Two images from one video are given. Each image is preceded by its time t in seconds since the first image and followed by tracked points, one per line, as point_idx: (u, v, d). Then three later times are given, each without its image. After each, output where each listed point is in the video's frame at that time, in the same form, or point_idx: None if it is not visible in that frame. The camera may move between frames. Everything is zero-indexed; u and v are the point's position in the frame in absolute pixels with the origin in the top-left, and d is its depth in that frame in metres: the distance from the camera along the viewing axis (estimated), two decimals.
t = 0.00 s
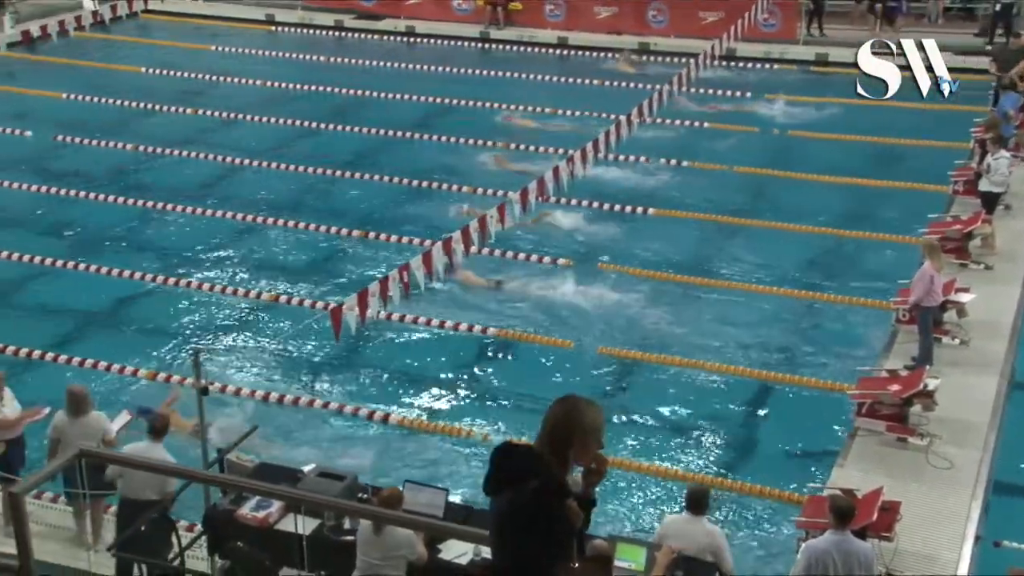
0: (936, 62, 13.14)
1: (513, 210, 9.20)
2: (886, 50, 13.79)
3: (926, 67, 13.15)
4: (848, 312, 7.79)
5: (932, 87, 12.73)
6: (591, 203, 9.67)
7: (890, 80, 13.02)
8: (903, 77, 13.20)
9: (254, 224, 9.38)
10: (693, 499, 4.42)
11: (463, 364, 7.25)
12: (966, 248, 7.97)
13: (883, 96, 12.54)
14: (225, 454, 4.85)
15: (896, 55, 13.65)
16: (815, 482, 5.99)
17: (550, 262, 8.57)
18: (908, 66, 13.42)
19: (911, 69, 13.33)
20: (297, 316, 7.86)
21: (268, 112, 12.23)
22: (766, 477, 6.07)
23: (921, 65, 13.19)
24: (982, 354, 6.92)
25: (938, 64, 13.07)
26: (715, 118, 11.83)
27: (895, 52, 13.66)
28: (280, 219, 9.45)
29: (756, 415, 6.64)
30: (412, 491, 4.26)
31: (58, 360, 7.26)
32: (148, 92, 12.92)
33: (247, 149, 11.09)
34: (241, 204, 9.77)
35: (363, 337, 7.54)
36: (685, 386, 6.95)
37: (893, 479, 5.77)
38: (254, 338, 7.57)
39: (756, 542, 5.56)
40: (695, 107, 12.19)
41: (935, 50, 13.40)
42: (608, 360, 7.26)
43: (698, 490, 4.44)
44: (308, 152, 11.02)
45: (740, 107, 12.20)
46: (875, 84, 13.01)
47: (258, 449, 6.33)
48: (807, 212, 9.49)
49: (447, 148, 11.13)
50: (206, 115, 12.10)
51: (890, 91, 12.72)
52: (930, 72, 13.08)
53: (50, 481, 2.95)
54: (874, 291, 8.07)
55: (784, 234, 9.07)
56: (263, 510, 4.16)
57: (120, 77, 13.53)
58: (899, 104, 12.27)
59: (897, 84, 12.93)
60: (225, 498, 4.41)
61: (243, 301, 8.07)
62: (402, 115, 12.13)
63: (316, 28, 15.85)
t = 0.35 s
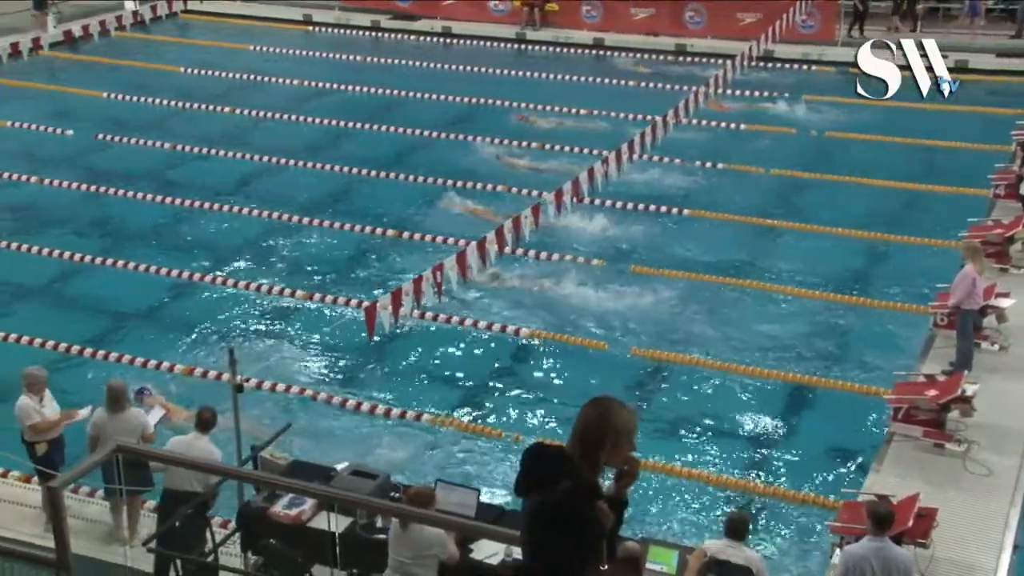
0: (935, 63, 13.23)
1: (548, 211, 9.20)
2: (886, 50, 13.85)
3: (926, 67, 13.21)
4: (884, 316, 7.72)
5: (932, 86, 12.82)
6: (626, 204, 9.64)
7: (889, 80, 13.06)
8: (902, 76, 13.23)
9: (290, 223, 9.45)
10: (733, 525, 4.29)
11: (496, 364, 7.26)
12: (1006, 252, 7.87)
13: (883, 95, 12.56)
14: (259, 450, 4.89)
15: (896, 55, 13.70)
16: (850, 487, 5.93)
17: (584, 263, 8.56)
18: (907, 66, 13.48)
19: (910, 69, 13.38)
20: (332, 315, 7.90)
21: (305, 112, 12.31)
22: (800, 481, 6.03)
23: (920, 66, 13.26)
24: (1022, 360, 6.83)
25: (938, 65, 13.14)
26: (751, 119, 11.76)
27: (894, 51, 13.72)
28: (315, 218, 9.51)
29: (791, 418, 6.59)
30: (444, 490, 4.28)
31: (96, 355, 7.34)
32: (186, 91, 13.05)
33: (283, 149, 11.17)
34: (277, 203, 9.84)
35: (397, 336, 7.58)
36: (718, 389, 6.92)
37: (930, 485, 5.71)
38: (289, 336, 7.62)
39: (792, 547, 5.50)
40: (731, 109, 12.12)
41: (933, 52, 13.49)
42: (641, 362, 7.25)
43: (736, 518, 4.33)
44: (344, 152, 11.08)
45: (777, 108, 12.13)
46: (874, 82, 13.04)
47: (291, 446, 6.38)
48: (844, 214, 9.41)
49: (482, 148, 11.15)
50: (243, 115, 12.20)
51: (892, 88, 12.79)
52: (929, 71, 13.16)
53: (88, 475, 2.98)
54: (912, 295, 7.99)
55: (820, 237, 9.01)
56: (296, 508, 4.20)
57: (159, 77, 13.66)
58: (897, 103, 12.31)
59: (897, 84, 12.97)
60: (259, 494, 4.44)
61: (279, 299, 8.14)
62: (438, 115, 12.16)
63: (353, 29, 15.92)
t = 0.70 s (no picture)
0: (935, 64, 13.27)
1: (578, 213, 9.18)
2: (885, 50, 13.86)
3: (926, 67, 13.22)
4: (917, 320, 7.65)
5: (932, 86, 12.84)
6: (656, 206, 9.62)
7: (888, 80, 13.05)
8: (903, 76, 13.23)
9: (321, 222, 9.50)
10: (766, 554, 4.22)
11: (525, 365, 7.26)
12: None
13: (883, 95, 12.54)
14: (288, 449, 4.92)
15: (895, 55, 13.72)
16: (881, 492, 5.88)
17: (613, 264, 8.55)
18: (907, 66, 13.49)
19: (910, 69, 13.39)
20: (361, 315, 7.93)
21: (336, 112, 12.37)
22: (830, 485, 5.98)
23: (920, 67, 13.28)
24: None
25: (938, 66, 13.16)
26: (783, 121, 11.69)
27: (894, 52, 13.73)
28: (345, 218, 9.56)
29: (821, 422, 6.54)
30: (473, 490, 4.29)
31: (129, 352, 7.41)
32: (219, 91, 13.16)
33: (314, 148, 11.23)
34: (308, 203, 9.90)
35: (426, 335, 7.59)
36: (748, 392, 6.88)
37: (962, 491, 5.65)
38: (319, 335, 7.66)
39: (821, 551, 5.46)
40: (763, 111, 12.06)
41: (932, 52, 13.51)
42: (671, 364, 7.22)
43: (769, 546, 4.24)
44: (374, 152, 11.11)
45: (809, 110, 12.05)
46: (874, 83, 13.04)
47: (321, 445, 6.41)
48: (876, 217, 9.34)
49: (512, 149, 11.15)
50: (275, 115, 12.27)
51: (892, 86, 12.81)
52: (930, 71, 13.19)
53: (120, 471, 3.02)
54: (945, 299, 7.91)
55: (852, 240, 8.94)
56: (325, 506, 4.21)
57: (193, 77, 13.78)
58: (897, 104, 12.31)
59: (897, 84, 12.96)
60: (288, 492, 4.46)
61: (309, 298, 8.18)
62: (468, 116, 12.18)
63: (385, 29, 15.98)
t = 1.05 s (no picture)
0: (936, 63, 13.28)
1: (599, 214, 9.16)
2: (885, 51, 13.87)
3: (926, 67, 13.24)
4: (939, 323, 7.60)
5: (932, 86, 12.84)
6: (678, 207, 9.59)
7: (888, 80, 13.04)
8: (902, 76, 13.21)
9: (342, 222, 9.52)
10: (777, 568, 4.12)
11: (544, 366, 7.25)
12: None
13: (883, 96, 12.55)
14: (309, 447, 4.94)
15: (895, 55, 13.73)
16: (903, 495, 5.84)
17: (634, 265, 8.53)
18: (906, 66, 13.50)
19: (910, 69, 13.40)
20: (382, 314, 7.95)
21: (358, 112, 12.40)
22: (852, 489, 5.94)
23: (921, 66, 13.28)
24: None
25: (938, 66, 13.17)
26: (805, 122, 11.63)
27: (894, 52, 13.75)
28: (366, 218, 9.58)
29: (842, 426, 6.50)
30: (493, 492, 4.31)
31: (152, 351, 7.45)
32: (242, 91, 13.22)
33: (336, 149, 11.26)
34: (330, 202, 9.93)
35: (447, 336, 7.60)
36: (770, 394, 6.85)
37: (986, 495, 5.62)
38: (339, 335, 7.68)
39: (844, 555, 5.43)
40: (785, 112, 12.02)
41: (932, 51, 13.54)
42: (691, 365, 7.19)
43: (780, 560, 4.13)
44: (395, 152, 11.13)
45: (833, 112, 11.99)
46: (874, 82, 13.04)
47: (341, 445, 6.43)
48: (899, 219, 9.28)
49: (533, 149, 11.15)
50: (298, 115, 12.32)
51: (892, 86, 12.81)
52: (930, 71, 13.19)
53: (141, 470, 3.01)
54: (969, 302, 7.86)
55: (875, 242, 8.89)
56: (346, 506, 4.24)
57: (216, 77, 13.84)
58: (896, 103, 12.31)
59: (897, 84, 12.97)
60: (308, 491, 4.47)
61: (330, 298, 8.20)
62: (490, 116, 12.19)
63: (407, 29, 16.01)
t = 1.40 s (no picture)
0: (934, 64, 13.42)
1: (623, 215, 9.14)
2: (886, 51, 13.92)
3: (926, 67, 13.41)
4: (967, 327, 7.55)
5: (932, 86, 12.96)
6: (704, 209, 9.56)
7: (889, 80, 13.09)
8: (902, 76, 13.32)
9: (367, 221, 9.55)
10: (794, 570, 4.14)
11: (568, 367, 7.24)
12: None
13: (884, 96, 12.58)
14: (332, 446, 4.94)
15: (895, 55, 13.79)
16: (930, 500, 5.81)
17: (658, 267, 8.51)
18: (906, 65, 13.62)
19: (910, 69, 13.56)
20: (405, 314, 7.97)
21: (383, 112, 12.44)
22: (877, 493, 5.91)
23: (920, 68, 13.41)
24: None
25: (938, 66, 13.37)
26: (831, 124, 11.58)
27: (894, 53, 13.82)
28: (391, 218, 9.61)
29: (868, 430, 6.46)
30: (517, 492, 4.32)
31: (178, 348, 7.49)
32: (268, 91, 13.29)
33: (362, 148, 11.29)
34: (355, 202, 9.97)
35: (470, 336, 7.60)
36: (794, 398, 6.81)
37: (1013, 502, 5.60)
38: (363, 334, 7.70)
39: (867, 562, 5.39)
40: (811, 114, 11.97)
41: (932, 51, 13.64)
42: (715, 368, 7.17)
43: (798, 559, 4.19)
44: (420, 152, 11.16)
45: (860, 114, 11.92)
46: (875, 82, 13.09)
47: (364, 443, 6.45)
48: (927, 222, 9.22)
49: (558, 150, 11.15)
50: (323, 115, 12.37)
51: (892, 86, 12.88)
52: (929, 72, 13.35)
53: (167, 466, 3.07)
54: (996, 306, 7.80)
55: (902, 245, 8.84)
56: (367, 505, 4.25)
57: (242, 76, 13.92)
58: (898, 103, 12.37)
59: (897, 84, 13.03)
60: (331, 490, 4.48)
61: (354, 297, 8.22)
62: (515, 116, 12.20)
63: (432, 30, 16.05)
